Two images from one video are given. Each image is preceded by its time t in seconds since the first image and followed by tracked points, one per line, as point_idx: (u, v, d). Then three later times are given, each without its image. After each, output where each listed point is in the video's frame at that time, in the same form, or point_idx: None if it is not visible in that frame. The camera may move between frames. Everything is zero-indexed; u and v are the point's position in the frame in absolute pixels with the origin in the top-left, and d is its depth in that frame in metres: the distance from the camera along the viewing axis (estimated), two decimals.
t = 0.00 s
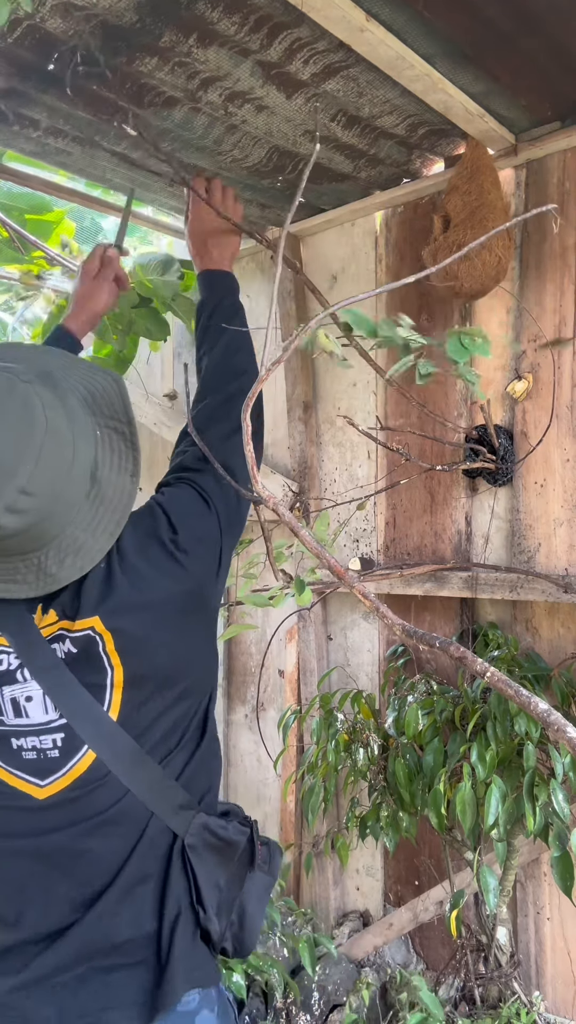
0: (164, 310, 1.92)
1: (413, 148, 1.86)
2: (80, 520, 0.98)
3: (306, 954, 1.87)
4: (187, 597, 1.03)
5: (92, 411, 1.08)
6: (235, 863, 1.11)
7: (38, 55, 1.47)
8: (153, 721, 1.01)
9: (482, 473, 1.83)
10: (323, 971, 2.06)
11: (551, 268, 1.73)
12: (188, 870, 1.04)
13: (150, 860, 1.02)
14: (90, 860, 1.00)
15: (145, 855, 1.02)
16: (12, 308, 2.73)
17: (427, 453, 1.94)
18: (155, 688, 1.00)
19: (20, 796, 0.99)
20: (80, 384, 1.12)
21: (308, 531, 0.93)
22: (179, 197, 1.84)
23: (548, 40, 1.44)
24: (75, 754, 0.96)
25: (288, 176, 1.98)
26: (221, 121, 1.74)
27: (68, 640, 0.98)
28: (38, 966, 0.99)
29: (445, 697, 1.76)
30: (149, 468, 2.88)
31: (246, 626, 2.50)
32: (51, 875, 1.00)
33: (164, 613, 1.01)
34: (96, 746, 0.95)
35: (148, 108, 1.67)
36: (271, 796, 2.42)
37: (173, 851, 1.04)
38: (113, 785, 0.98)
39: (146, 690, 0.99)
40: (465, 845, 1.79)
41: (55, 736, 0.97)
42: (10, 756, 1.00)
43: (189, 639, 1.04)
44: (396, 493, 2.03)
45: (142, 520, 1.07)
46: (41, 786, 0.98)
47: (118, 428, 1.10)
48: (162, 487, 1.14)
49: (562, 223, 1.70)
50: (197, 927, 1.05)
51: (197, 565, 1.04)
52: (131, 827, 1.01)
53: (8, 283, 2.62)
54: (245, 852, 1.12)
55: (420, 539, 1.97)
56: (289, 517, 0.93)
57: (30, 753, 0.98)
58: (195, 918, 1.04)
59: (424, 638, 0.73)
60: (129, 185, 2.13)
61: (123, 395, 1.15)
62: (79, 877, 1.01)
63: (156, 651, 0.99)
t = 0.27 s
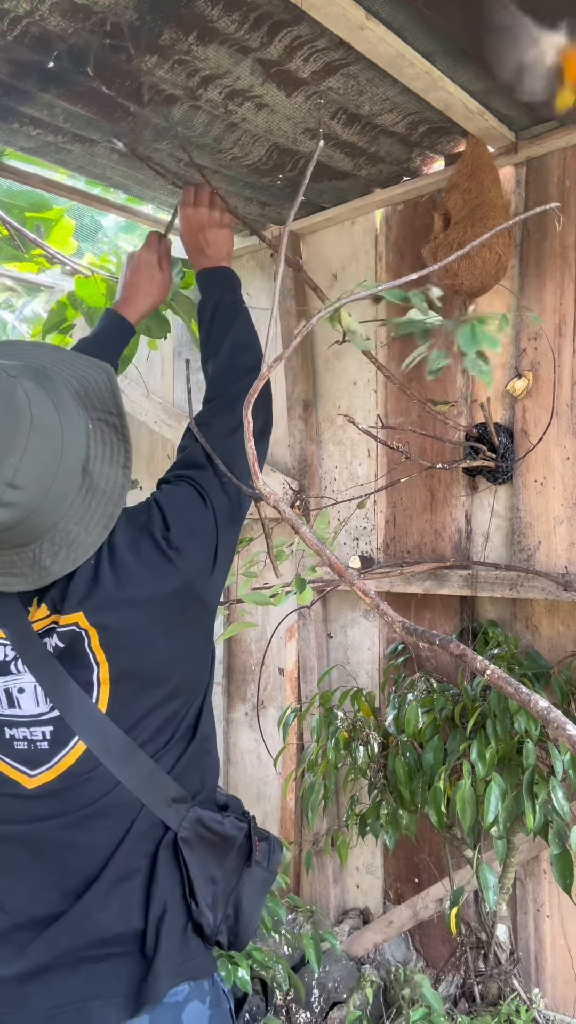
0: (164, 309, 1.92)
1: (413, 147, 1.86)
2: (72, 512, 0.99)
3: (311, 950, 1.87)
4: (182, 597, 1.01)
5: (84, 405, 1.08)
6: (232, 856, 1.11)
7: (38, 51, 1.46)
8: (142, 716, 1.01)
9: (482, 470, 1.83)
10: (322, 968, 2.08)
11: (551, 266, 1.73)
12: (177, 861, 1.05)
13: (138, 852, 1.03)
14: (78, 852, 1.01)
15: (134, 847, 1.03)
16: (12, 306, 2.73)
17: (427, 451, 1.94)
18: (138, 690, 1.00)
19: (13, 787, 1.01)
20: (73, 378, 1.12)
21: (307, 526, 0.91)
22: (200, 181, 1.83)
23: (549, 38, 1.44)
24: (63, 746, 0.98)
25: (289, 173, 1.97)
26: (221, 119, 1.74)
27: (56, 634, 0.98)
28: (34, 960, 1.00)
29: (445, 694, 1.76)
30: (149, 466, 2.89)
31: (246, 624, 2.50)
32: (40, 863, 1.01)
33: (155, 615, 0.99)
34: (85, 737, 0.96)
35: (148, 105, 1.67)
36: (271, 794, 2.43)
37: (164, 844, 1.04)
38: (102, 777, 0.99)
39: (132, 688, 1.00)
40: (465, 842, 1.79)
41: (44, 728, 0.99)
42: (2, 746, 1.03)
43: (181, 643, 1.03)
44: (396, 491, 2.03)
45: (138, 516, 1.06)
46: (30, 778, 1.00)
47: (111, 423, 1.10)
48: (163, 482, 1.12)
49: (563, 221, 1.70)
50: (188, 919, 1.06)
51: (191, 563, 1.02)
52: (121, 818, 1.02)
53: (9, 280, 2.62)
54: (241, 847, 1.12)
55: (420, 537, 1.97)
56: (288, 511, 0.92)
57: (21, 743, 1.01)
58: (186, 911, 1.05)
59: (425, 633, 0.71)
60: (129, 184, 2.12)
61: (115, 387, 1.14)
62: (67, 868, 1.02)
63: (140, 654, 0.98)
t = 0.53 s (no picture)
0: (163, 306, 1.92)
1: (413, 143, 1.86)
2: (96, 499, 0.99)
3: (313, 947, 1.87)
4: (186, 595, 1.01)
5: (116, 397, 1.08)
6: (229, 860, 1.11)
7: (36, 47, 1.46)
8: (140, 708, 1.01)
9: (482, 468, 1.83)
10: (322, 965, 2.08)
11: (551, 264, 1.73)
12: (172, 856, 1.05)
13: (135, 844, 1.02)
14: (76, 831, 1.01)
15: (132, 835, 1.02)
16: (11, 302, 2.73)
17: (427, 449, 1.94)
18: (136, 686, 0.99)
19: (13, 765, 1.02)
20: (105, 373, 1.13)
21: (307, 526, 0.92)
22: (213, 173, 1.83)
23: (549, 35, 1.43)
24: (67, 729, 0.99)
25: (288, 170, 1.97)
26: (221, 116, 1.73)
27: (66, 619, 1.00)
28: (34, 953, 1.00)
29: (445, 692, 1.76)
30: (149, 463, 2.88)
31: (245, 621, 2.50)
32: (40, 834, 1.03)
33: (154, 610, 0.99)
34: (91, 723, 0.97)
35: (147, 102, 1.67)
36: (271, 791, 2.43)
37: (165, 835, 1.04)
38: (105, 765, 0.99)
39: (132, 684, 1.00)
40: (464, 839, 1.79)
41: (50, 712, 1.00)
42: (8, 725, 1.03)
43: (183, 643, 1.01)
44: (396, 488, 2.03)
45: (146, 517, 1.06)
46: (30, 757, 1.00)
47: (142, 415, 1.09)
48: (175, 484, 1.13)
49: (563, 218, 1.70)
50: (181, 917, 1.05)
51: (199, 563, 1.02)
52: (120, 806, 1.02)
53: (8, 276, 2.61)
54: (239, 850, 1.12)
55: (420, 535, 1.97)
56: (288, 511, 0.94)
57: (27, 724, 1.01)
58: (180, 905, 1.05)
59: (425, 632, 0.72)
60: (128, 180, 2.12)
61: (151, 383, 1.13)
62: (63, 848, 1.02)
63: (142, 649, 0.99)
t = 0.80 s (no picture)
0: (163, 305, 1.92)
1: (413, 141, 1.85)
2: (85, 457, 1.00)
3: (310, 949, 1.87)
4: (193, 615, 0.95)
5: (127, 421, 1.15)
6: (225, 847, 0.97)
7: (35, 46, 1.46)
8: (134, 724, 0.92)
9: (482, 467, 1.83)
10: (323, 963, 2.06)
11: (551, 262, 1.72)
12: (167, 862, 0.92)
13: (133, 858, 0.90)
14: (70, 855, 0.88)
15: (130, 850, 0.90)
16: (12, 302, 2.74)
17: (427, 448, 1.94)
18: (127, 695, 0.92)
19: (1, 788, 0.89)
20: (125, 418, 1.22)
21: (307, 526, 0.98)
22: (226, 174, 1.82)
23: (549, 34, 1.43)
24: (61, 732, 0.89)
25: (288, 169, 1.96)
26: (221, 115, 1.73)
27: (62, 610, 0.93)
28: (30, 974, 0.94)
29: (445, 691, 1.76)
30: (148, 461, 2.88)
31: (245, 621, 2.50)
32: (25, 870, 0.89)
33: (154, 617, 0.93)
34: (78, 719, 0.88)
35: (147, 100, 1.67)
36: (271, 790, 2.43)
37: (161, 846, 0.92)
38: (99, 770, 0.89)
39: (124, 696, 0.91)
40: (465, 839, 1.79)
41: (43, 718, 0.90)
42: None
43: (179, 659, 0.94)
44: (396, 488, 2.02)
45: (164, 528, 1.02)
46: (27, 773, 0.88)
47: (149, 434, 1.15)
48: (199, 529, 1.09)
49: (563, 217, 1.70)
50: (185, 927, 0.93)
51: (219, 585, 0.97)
52: (118, 817, 0.90)
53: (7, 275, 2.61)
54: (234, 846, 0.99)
55: (420, 534, 1.97)
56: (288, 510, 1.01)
57: (18, 738, 0.90)
58: (180, 916, 0.93)
59: (427, 634, 0.76)
60: (128, 179, 2.11)
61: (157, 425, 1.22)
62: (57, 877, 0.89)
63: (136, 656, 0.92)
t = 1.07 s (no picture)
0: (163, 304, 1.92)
1: (413, 141, 1.85)
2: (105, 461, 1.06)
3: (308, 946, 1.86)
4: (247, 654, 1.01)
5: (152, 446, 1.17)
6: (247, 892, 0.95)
7: (35, 44, 1.47)
8: (188, 738, 0.92)
9: (482, 466, 1.83)
10: (323, 963, 2.06)
11: (551, 262, 1.72)
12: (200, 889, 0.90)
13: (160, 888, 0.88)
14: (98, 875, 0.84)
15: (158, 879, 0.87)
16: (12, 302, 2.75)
17: (428, 448, 1.94)
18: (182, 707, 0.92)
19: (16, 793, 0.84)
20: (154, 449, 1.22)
21: (307, 526, 0.98)
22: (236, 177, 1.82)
23: (550, 34, 1.43)
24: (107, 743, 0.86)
25: (288, 169, 1.96)
26: (221, 115, 1.73)
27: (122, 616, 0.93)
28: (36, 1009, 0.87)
29: (445, 690, 1.76)
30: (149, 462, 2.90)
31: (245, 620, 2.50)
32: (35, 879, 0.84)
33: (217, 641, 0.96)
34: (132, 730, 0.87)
35: (147, 100, 1.67)
36: (271, 789, 2.44)
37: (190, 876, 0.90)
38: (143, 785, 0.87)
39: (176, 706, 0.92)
40: (464, 838, 1.79)
41: (85, 727, 0.86)
42: (30, 753, 0.84)
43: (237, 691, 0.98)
44: (396, 487, 2.02)
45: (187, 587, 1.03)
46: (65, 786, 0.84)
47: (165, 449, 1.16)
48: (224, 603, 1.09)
49: (563, 216, 1.70)
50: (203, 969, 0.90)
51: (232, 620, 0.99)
52: (155, 840, 0.87)
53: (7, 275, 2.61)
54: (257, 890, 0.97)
55: (420, 533, 1.97)
56: (289, 510, 1.01)
57: (58, 747, 0.85)
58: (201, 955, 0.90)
59: (427, 632, 0.76)
60: (128, 179, 2.11)
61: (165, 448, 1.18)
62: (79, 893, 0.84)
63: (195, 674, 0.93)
